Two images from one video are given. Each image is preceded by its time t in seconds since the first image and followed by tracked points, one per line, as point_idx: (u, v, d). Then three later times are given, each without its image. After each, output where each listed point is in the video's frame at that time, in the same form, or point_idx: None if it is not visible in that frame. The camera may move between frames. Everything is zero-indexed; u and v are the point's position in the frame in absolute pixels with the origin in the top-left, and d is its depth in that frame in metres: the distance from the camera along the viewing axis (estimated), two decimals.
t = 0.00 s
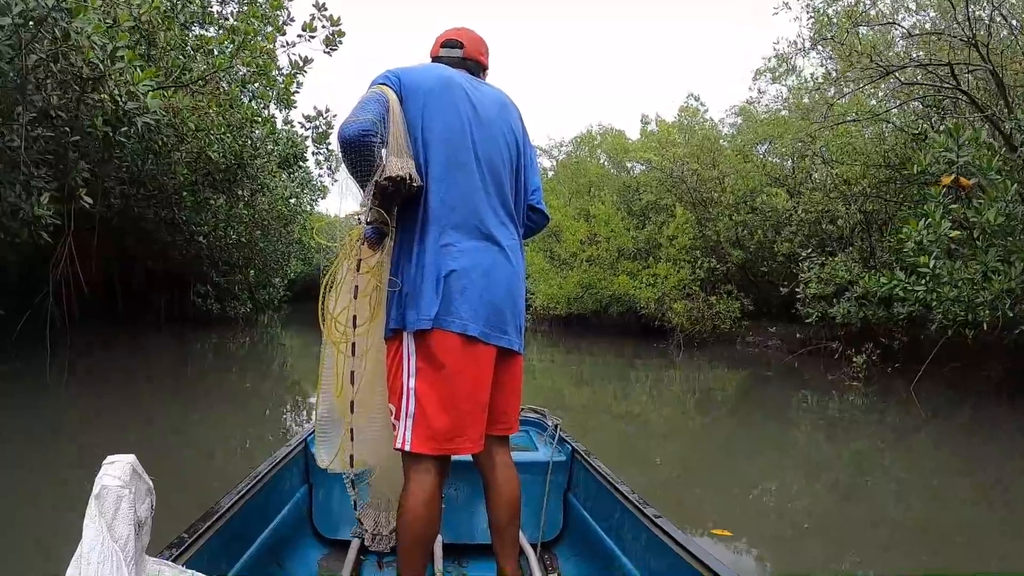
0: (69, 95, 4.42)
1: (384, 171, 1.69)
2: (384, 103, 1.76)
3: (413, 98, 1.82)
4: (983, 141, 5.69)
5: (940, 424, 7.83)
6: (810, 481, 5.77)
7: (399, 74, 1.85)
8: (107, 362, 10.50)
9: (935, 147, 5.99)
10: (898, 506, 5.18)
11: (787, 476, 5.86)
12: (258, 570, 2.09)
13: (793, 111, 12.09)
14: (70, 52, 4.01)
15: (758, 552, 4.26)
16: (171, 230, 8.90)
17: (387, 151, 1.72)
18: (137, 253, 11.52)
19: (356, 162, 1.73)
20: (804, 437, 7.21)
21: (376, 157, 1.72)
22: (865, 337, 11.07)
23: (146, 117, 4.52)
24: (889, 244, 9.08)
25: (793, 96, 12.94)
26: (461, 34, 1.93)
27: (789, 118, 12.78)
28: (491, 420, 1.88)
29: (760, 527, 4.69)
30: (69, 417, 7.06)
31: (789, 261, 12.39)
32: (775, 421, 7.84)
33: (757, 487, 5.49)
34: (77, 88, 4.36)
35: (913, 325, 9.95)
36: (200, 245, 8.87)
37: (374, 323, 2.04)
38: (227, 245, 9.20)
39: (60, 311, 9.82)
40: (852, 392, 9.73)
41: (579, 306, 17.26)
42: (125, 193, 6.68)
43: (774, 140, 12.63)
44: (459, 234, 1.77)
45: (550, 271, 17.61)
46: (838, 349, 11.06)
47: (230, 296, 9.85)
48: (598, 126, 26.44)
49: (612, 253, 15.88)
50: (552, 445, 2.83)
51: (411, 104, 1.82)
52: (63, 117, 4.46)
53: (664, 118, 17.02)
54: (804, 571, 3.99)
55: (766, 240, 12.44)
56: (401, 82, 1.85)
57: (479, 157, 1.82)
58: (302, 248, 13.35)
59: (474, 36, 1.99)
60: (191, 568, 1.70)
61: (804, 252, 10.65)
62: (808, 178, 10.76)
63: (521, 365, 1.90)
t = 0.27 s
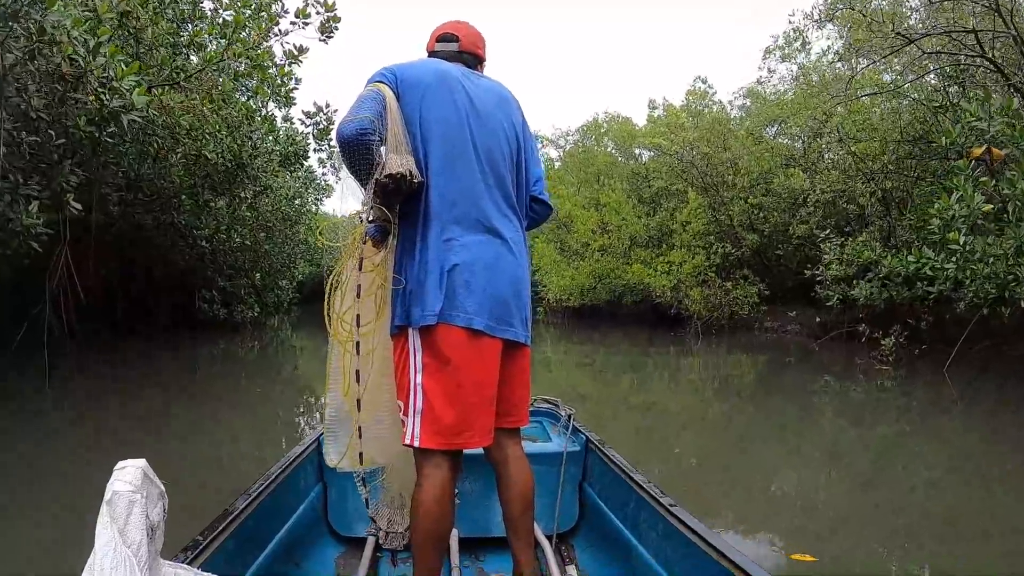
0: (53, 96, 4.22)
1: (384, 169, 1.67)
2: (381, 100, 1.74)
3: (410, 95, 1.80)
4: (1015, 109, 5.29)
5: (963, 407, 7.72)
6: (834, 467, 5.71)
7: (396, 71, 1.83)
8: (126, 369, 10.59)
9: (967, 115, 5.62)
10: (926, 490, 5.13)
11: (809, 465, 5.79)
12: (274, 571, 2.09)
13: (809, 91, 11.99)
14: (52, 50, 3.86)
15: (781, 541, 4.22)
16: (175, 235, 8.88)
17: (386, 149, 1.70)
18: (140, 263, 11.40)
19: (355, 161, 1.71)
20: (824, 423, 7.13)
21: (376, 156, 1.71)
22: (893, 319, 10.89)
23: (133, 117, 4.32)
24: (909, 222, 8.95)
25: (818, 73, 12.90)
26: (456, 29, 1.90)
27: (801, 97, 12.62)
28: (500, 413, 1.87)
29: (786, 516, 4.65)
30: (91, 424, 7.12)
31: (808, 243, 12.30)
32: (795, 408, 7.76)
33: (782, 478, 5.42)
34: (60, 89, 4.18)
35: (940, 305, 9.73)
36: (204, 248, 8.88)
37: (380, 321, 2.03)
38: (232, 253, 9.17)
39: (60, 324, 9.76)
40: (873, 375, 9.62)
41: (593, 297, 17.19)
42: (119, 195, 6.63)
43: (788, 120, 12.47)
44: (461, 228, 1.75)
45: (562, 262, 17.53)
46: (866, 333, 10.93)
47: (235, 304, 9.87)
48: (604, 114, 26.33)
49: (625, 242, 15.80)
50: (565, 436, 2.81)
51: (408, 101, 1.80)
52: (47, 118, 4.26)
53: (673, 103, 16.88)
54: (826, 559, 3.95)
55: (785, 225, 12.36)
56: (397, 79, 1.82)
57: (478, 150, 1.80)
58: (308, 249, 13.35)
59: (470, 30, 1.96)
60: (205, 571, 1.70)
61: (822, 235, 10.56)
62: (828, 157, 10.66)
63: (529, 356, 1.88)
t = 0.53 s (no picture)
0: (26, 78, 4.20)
1: (376, 141, 1.63)
2: (374, 74, 1.70)
3: (403, 70, 1.75)
4: None
5: (971, 385, 7.69)
6: (842, 447, 5.67)
7: (389, 49, 1.78)
8: (130, 357, 10.58)
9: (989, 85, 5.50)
10: (937, 469, 5.11)
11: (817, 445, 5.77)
12: (275, 550, 2.07)
13: (818, 66, 11.82)
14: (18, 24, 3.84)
15: (791, 521, 4.19)
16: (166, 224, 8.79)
17: (379, 121, 1.65)
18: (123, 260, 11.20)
19: (348, 134, 1.67)
20: (831, 402, 7.09)
21: (370, 129, 1.67)
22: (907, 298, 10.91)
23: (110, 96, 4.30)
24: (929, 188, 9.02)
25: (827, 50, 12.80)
26: (446, 8, 1.85)
27: (808, 71, 12.41)
28: (499, 383, 1.83)
29: (796, 496, 4.62)
30: (97, 415, 7.11)
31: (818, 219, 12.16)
32: (802, 388, 7.71)
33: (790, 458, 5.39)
34: (33, 70, 4.16)
35: (956, 281, 9.77)
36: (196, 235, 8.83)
37: (378, 294, 1.99)
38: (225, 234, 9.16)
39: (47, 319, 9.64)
40: (880, 353, 9.55)
41: (597, 278, 17.13)
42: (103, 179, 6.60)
43: (795, 93, 12.28)
44: (456, 197, 1.71)
45: (566, 243, 17.41)
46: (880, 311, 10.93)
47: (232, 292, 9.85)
48: (605, 91, 26.07)
49: (627, 220, 15.56)
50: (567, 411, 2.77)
51: (400, 76, 1.75)
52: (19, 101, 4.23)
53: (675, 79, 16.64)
54: (830, 538, 3.94)
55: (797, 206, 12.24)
56: (390, 55, 1.78)
57: (472, 120, 1.75)
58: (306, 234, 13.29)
59: (461, 9, 1.91)
60: (204, 550, 1.68)
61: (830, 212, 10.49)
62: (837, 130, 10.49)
63: (527, 326, 1.85)
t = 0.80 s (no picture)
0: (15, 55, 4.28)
1: (386, 143, 1.64)
2: (386, 78, 1.72)
3: (414, 75, 1.77)
4: None
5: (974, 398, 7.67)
6: (842, 456, 5.67)
7: (401, 55, 1.80)
8: (132, 348, 10.59)
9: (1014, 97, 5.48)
10: (938, 480, 5.11)
11: (816, 452, 5.76)
12: (272, 545, 2.10)
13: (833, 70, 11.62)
14: None
15: (792, 529, 4.18)
16: (164, 214, 8.85)
17: (390, 125, 1.67)
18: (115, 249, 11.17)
19: (359, 137, 1.69)
20: (833, 412, 7.07)
21: (381, 132, 1.68)
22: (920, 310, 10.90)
23: (99, 74, 4.37)
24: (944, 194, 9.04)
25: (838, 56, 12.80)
26: (460, 17, 1.86)
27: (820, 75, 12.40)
28: (501, 383, 1.85)
29: (796, 503, 4.62)
30: (99, 407, 7.12)
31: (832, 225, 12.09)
32: (804, 398, 7.69)
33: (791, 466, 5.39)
34: (20, 48, 4.25)
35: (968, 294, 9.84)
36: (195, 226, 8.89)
37: (382, 292, 2.01)
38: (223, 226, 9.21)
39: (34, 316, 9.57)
40: (884, 364, 9.52)
41: (600, 281, 17.10)
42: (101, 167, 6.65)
43: (807, 100, 12.24)
44: (464, 199, 1.72)
45: (569, 245, 17.28)
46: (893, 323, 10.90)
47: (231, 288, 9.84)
48: (613, 93, 26.05)
49: (633, 223, 15.37)
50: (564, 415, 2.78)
51: (411, 82, 1.77)
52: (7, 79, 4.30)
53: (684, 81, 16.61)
54: (829, 547, 3.94)
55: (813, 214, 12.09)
56: (402, 61, 1.79)
57: (481, 125, 1.77)
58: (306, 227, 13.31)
59: (475, 19, 1.92)
60: (201, 544, 1.69)
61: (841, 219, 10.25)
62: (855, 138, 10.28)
63: (529, 328, 1.86)
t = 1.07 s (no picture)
0: None
1: (386, 166, 1.67)
2: (387, 101, 1.75)
3: (415, 96, 1.80)
4: None
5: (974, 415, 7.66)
6: (842, 473, 5.66)
7: (402, 75, 1.83)
8: (129, 360, 10.54)
9: None
10: (939, 498, 5.11)
11: (815, 469, 5.75)
12: (269, 563, 2.09)
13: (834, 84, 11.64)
14: None
15: (791, 547, 4.18)
16: (155, 222, 8.72)
17: (390, 147, 1.70)
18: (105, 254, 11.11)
19: (360, 159, 1.71)
20: (831, 429, 7.06)
21: (382, 154, 1.71)
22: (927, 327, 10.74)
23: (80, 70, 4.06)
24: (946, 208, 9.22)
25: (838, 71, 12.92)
26: (463, 36, 1.89)
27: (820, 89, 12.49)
28: (499, 405, 1.86)
29: (796, 520, 4.61)
30: (94, 416, 7.07)
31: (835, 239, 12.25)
32: (802, 415, 7.67)
33: (790, 483, 5.37)
34: None
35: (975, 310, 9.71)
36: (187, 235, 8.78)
37: (382, 313, 2.02)
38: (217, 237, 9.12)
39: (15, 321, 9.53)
40: (882, 381, 9.51)
41: (598, 295, 17.07)
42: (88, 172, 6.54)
43: (808, 113, 12.32)
44: (463, 221, 1.74)
45: (567, 258, 17.25)
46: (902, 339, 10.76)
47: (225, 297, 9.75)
48: (611, 106, 26.18)
49: (631, 237, 15.39)
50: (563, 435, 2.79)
51: (412, 102, 1.80)
52: None
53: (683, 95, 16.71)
54: (830, 564, 3.93)
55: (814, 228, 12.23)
56: (404, 82, 1.82)
57: (481, 147, 1.79)
58: (300, 239, 13.31)
59: (477, 38, 1.96)
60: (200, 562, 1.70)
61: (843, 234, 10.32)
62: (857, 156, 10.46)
63: (528, 349, 1.88)
